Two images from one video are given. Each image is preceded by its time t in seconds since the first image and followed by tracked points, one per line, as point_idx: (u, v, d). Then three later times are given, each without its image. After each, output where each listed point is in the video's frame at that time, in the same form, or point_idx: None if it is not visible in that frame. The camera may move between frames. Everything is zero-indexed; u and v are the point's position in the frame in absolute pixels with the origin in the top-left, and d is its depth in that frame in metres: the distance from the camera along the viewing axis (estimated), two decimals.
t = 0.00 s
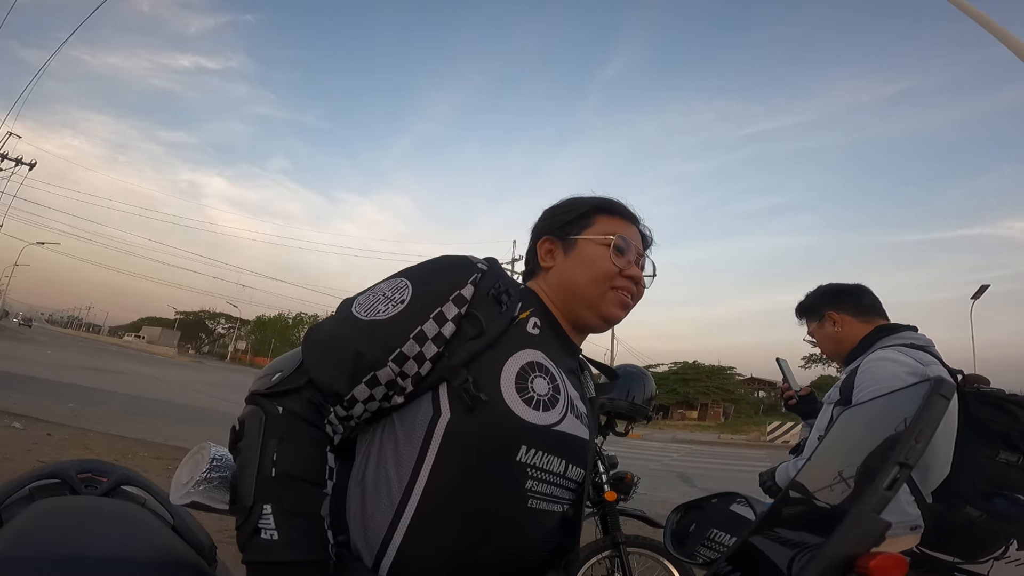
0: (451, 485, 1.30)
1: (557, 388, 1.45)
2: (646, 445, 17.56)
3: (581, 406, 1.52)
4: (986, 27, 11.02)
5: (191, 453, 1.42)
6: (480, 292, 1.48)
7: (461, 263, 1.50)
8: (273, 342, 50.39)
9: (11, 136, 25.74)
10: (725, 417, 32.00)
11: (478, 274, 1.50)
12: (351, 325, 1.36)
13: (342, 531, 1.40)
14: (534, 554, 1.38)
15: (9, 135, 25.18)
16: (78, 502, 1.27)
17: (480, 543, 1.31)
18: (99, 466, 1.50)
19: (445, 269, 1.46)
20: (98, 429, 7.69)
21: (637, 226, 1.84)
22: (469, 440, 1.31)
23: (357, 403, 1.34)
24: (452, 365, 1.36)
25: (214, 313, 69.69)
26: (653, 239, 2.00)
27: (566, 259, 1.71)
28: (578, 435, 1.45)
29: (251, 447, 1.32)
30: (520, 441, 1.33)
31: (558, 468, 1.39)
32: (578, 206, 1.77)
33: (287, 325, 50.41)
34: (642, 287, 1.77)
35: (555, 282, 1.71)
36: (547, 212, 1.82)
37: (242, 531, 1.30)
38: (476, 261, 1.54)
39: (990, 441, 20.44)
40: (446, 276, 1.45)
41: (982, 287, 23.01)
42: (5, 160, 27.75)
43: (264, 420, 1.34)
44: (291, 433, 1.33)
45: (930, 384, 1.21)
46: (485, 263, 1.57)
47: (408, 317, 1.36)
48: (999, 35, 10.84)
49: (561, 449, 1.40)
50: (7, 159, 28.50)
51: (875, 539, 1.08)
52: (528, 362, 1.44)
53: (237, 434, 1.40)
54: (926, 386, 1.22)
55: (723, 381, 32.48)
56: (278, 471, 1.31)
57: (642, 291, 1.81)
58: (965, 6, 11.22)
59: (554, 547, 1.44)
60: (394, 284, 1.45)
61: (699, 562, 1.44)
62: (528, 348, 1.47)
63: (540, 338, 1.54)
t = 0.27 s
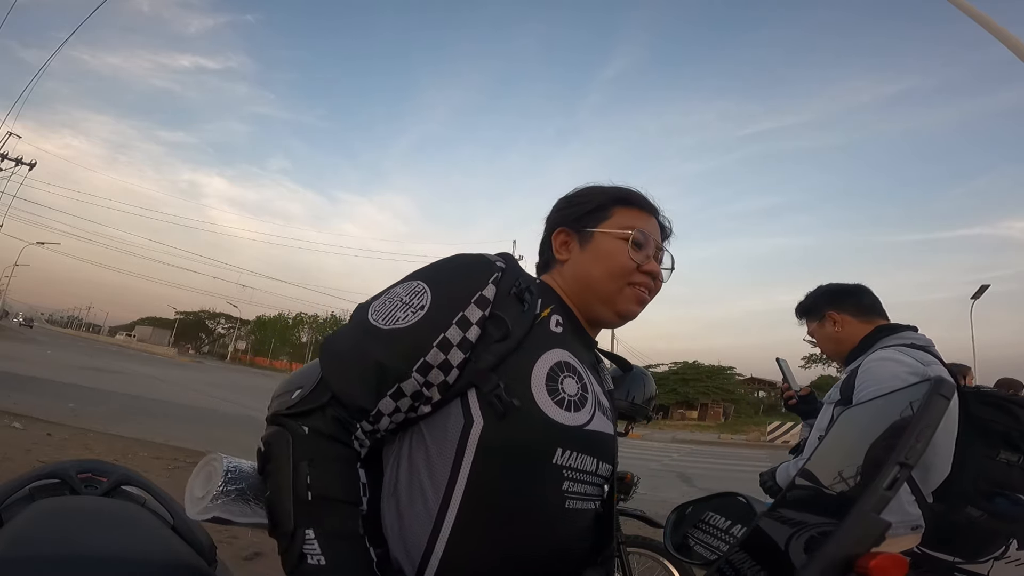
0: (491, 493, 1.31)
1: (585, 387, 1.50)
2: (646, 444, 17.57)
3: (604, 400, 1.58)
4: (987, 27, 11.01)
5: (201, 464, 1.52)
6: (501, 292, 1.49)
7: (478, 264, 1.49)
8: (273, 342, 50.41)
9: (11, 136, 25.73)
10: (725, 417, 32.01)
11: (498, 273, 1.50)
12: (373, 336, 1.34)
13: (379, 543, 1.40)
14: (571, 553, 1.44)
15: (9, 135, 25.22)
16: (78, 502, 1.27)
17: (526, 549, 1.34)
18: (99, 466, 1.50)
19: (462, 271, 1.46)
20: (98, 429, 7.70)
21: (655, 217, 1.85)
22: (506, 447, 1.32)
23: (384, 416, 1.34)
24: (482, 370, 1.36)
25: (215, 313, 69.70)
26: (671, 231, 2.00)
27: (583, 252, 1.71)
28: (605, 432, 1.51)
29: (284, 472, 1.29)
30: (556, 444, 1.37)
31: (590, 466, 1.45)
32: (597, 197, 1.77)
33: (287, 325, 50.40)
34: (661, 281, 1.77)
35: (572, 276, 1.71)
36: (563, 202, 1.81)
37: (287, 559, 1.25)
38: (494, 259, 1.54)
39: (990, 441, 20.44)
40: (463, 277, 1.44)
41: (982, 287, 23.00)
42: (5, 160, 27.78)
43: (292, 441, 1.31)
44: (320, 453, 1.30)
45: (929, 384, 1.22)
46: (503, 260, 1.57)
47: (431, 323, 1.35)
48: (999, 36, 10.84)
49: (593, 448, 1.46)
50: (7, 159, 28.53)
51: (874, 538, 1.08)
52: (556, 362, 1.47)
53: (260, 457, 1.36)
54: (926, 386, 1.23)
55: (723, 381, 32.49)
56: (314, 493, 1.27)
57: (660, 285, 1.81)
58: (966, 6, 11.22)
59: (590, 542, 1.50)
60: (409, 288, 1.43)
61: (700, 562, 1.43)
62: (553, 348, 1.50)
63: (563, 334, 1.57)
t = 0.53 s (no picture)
0: (514, 503, 1.32)
1: (601, 385, 1.50)
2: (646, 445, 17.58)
3: (623, 394, 1.59)
4: (989, 29, 11.01)
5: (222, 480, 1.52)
6: (509, 293, 1.48)
7: (480, 268, 1.48)
8: (273, 342, 50.43)
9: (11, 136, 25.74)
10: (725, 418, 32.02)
11: (502, 275, 1.49)
12: (381, 355, 1.33)
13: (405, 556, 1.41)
14: (598, 552, 1.46)
15: (11, 136, 25.28)
16: (77, 502, 1.27)
17: (552, 555, 1.35)
18: (99, 466, 1.50)
19: (464, 277, 1.44)
20: (98, 429, 7.71)
21: (670, 203, 1.86)
22: (526, 454, 1.33)
23: (397, 433, 1.34)
24: (495, 378, 1.36)
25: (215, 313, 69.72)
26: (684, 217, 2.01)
27: (600, 240, 1.71)
28: (624, 427, 1.53)
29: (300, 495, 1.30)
30: (577, 447, 1.38)
31: (612, 465, 1.47)
32: (612, 184, 1.77)
33: (287, 325, 50.41)
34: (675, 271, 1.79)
35: (589, 264, 1.72)
36: (574, 188, 1.81)
37: None
38: (497, 260, 1.53)
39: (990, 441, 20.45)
40: (466, 282, 1.43)
41: (983, 288, 22.98)
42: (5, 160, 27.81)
43: (307, 464, 1.32)
44: (336, 476, 1.30)
45: (929, 384, 1.22)
46: (505, 260, 1.57)
47: (437, 334, 1.34)
48: (1000, 36, 10.84)
49: (613, 446, 1.47)
50: (8, 160, 28.57)
51: (873, 536, 1.09)
52: (570, 362, 1.48)
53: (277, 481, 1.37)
54: (925, 386, 1.23)
55: (722, 381, 32.50)
56: (332, 517, 1.27)
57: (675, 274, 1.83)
58: (966, 7, 11.23)
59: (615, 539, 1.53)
60: (412, 298, 1.42)
61: (700, 561, 1.44)
62: (567, 348, 1.50)
63: (575, 332, 1.57)
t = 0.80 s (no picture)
0: (495, 501, 1.37)
1: (581, 377, 1.51)
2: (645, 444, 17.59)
3: (612, 382, 1.60)
4: (989, 29, 11.03)
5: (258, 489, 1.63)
6: (475, 294, 1.49)
7: (446, 271, 1.51)
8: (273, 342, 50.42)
9: (11, 135, 25.74)
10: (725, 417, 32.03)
11: (468, 276, 1.51)
12: (352, 369, 1.41)
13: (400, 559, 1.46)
14: (593, 543, 1.50)
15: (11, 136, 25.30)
16: (77, 502, 1.27)
17: (540, 549, 1.41)
18: (99, 466, 1.51)
19: (428, 283, 1.48)
20: (98, 429, 7.70)
21: (653, 186, 1.88)
22: (504, 453, 1.38)
23: (375, 441, 1.40)
24: (467, 380, 1.41)
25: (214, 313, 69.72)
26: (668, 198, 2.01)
27: (588, 225, 1.73)
28: (613, 417, 1.54)
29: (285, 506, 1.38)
30: (557, 443, 1.41)
31: (600, 458, 1.50)
32: (595, 166, 1.80)
33: (287, 325, 50.41)
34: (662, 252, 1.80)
35: (578, 250, 1.73)
36: (554, 174, 1.81)
37: None
38: (463, 262, 1.56)
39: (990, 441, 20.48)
40: (430, 288, 1.47)
41: (982, 288, 23.00)
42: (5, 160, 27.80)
43: (291, 477, 1.41)
44: (316, 486, 1.38)
45: (928, 383, 1.22)
46: (473, 261, 1.58)
47: (404, 343, 1.40)
48: (1000, 37, 10.85)
49: (600, 437, 1.49)
50: (7, 159, 28.58)
51: (872, 539, 1.09)
52: (546, 355, 1.50)
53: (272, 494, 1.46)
54: (925, 385, 1.23)
55: (722, 381, 32.51)
56: (312, 524, 1.36)
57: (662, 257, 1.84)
58: (965, 7, 11.25)
59: (612, 531, 1.56)
60: (381, 311, 1.48)
61: (700, 562, 1.44)
62: (543, 340, 1.52)
63: (556, 326, 1.59)
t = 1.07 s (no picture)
0: (466, 491, 1.47)
1: (548, 372, 1.56)
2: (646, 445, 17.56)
3: (593, 376, 1.63)
4: (987, 27, 11.02)
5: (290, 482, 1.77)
6: (447, 299, 1.60)
7: (423, 281, 1.65)
8: (273, 342, 50.42)
9: (11, 135, 25.73)
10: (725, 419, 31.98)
11: (440, 286, 1.64)
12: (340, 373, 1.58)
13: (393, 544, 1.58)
14: (575, 537, 1.53)
15: (10, 135, 25.32)
16: (78, 502, 1.27)
17: (511, 539, 1.47)
18: (99, 466, 1.51)
19: (406, 292, 1.62)
20: (98, 429, 7.70)
21: (642, 183, 1.91)
22: (471, 446, 1.47)
23: (361, 436, 1.54)
24: (438, 378, 1.52)
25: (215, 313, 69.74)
26: (658, 197, 2.04)
27: (572, 222, 1.77)
28: (591, 411, 1.56)
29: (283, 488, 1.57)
30: (521, 437, 1.47)
31: (574, 453, 1.52)
32: (581, 164, 1.84)
33: (287, 325, 50.41)
34: (651, 246, 1.82)
35: (564, 246, 1.77)
36: (541, 177, 1.88)
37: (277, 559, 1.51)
38: (437, 275, 1.68)
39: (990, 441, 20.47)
40: (408, 296, 1.60)
41: (983, 287, 22.94)
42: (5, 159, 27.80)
43: (292, 466, 1.58)
44: (308, 473, 1.55)
45: (929, 383, 1.22)
46: (451, 272, 1.70)
47: (381, 347, 1.54)
48: (1000, 36, 10.85)
49: (570, 432, 1.52)
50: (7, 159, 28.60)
51: (871, 540, 1.09)
52: (512, 353, 1.57)
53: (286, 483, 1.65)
54: (926, 385, 1.23)
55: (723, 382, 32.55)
56: (296, 503, 1.52)
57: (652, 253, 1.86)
58: (965, 7, 11.25)
59: (597, 526, 1.58)
60: (372, 319, 1.64)
61: (700, 561, 1.44)
62: (512, 339, 1.59)
63: (528, 325, 1.65)
